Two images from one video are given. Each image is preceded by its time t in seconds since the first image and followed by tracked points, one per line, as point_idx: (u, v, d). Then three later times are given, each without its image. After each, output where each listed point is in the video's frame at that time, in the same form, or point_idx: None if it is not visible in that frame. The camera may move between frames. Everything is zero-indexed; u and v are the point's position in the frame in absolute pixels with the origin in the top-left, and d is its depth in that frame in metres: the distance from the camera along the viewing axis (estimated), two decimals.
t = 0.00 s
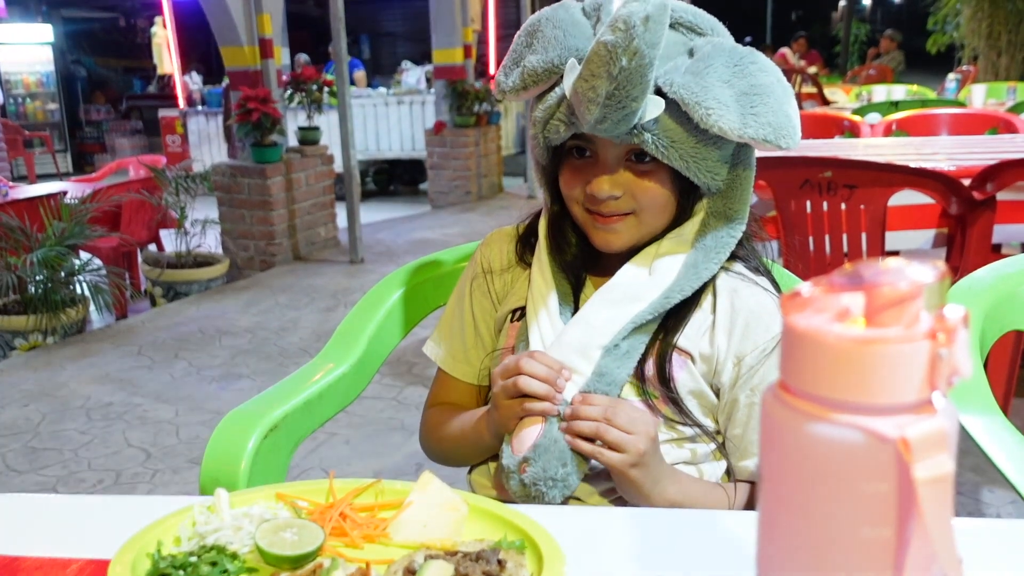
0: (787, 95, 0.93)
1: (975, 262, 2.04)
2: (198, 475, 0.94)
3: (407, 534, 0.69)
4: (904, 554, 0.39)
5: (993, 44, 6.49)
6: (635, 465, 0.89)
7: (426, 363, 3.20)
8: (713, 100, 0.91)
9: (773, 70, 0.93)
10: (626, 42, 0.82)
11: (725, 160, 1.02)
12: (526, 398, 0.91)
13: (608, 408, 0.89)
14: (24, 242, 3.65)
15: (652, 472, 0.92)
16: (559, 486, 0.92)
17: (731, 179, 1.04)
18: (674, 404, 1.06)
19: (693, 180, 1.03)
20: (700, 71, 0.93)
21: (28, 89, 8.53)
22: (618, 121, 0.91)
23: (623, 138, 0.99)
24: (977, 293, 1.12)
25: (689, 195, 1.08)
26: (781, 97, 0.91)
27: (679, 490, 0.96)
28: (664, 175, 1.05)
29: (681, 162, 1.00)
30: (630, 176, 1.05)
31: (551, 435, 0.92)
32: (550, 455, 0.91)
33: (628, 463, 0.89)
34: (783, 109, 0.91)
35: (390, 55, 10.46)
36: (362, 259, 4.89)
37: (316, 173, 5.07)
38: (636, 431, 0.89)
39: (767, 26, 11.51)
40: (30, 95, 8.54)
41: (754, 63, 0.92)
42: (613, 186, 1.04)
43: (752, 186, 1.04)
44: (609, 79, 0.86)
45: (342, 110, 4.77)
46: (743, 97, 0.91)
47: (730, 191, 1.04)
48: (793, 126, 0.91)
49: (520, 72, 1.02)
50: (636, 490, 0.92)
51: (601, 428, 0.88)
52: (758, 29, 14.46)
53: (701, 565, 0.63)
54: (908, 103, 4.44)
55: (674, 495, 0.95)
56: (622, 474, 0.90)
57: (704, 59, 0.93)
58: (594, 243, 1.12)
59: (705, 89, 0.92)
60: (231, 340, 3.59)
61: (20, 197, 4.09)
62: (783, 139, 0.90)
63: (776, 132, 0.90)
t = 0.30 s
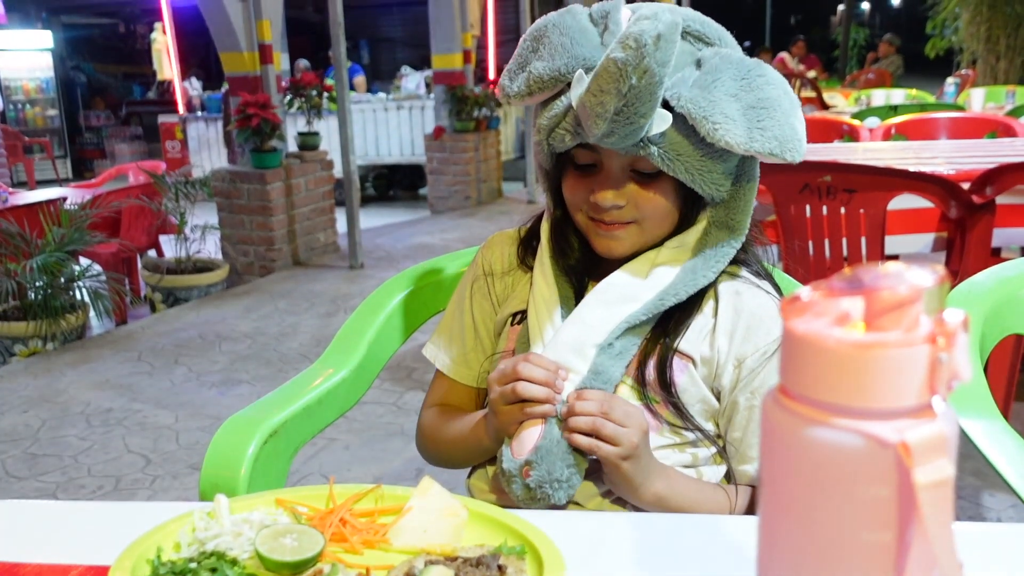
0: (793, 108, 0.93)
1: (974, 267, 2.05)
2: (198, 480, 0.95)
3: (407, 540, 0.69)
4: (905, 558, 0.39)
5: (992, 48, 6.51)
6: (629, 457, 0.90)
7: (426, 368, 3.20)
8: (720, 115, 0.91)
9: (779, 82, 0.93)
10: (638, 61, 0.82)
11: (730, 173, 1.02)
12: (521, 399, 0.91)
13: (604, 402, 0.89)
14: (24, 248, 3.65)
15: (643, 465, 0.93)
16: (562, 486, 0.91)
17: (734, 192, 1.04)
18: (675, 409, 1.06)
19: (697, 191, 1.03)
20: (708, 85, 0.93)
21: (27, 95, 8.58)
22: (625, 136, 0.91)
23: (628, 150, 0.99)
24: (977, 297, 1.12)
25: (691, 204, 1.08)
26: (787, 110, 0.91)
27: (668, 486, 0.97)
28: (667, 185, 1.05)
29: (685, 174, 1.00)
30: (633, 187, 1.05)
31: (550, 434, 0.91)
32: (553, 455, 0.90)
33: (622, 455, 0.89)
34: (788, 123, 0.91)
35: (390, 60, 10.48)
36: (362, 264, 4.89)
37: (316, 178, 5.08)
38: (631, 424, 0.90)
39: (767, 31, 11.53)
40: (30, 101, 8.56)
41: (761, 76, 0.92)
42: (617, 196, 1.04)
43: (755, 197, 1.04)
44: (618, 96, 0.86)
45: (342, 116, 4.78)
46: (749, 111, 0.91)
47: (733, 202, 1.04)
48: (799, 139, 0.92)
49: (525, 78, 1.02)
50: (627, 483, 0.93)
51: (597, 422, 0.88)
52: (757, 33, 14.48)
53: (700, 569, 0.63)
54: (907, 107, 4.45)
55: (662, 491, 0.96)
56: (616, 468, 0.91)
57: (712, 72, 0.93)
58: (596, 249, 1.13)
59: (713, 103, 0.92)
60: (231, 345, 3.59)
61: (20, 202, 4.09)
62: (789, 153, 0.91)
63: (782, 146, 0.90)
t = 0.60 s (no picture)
0: (791, 111, 0.93)
1: (974, 271, 2.04)
2: (198, 485, 0.94)
3: (407, 545, 0.69)
4: (906, 564, 0.39)
5: (990, 52, 6.53)
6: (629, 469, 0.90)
7: (425, 373, 3.20)
8: (717, 119, 0.91)
9: (777, 86, 0.93)
10: (633, 64, 0.82)
11: (727, 178, 1.02)
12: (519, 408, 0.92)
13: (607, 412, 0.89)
14: (24, 253, 3.63)
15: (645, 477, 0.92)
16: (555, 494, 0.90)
17: (732, 197, 1.04)
18: (674, 413, 1.06)
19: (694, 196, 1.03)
20: (705, 89, 0.93)
21: (27, 101, 8.59)
22: (622, 140, 0.91)
23: (626, 154, 0.99)
24: (977, 300, 1.12)
25: (689, 209, 1.08)
26: (784, 114, 0.91)
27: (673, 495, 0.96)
28: (665, 190, 1.06)
29: (683, 179, 1.00)
30: (632, 192, 1.05)
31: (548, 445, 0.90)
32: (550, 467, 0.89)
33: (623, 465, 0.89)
34: (786, 127, 0.91)
35: (389, 65, 10.49)
36: (362, 268, 4.89)
37: (316, 183, 5.08)
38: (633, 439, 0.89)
39: (766, 35, 11.56)
40: (30, 105, 8.56)
41: (759, 80, 0.92)
42: (615, 201, 1.04)
43: (753, 202, 1.04)
44: (614, 100, 0.86)
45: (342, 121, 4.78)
46: (747, 114, 0.91)
47: (731, 207, 1.04)
48: (796, 144, 0.91)
49: (523, 82, 1.03)
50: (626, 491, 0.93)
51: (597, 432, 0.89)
52: (757, 38, 14.52)
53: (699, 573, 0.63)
54: (906, 111, 4.46)
55: (663, 499, 0.95)
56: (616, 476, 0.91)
57: (709, 76, 0.93)
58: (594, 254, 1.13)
59: (709, 107, 0.92)
60: (231, 350, 3.59)
61: (20, 207, 4.09)
62: (787, 157, 0.91)
63: (780, 150, 0.90)
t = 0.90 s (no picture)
0: (789, 117, 0.92)
1: (973, 275, 2.04)
2: (197, 490, 0.94)
3: (405, 549, 0.69)
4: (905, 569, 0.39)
5: (989, 56, 6.56)
6: (614, 455, 0.90)
7: (425, 377, 3.20)
8: (714, 125, 0.91)
9: (775, 92, 0.93)
10: (629, 72, 0.82)
11: (725, 184, 1.02)
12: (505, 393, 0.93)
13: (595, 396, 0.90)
14: (23, 257, 3.63)
15: (629, 465, 0.93)
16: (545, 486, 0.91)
17: (731, 203, 1.04)
18: (672, 415, 1.06)
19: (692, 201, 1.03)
20: (702, 95, 0.93)
21: (27, 105, 8.59)
22: (619, 147, 0.92)
23: (624, 161, 0.99)
24: (976, 305, 1.12)
25: (688, 214, 1.08)
26: (782, 120, 0.91)
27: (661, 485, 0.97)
28: (663, 196, 1.06)
29: (681, 185, 1.00)
30: (630, 198, 1.05)
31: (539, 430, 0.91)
32: (540, 458, 0.90)
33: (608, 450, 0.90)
34: (783, 133, 0.91)
35: (389, 70, 10.50)
36: (361, 273, 4.89)
37: (316, 187, 5.08)
38: (619, 425, 0.90)
39: (765, 39, 11.58)
40: (30, 110, 8.57)
41: (757, 86, 0.92)
42: (613, 207, 1.05)
43: (752, 207, 1.04)
44: (611, 107, 0.86)
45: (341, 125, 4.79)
46: (744, 121, 0.91)
47: (729, 213, 1.04)
48: (794, 150, 0.91)
49: (521, 88, 1.03)
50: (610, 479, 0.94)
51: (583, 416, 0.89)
52: (756, 43, 14.56)
53: None
54: (905, 115, 4.46)
55: (647, 489, 0.96)
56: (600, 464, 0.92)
57: (707, 83, 0.93)
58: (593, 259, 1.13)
59: (706, 114, 0.92)
60: (230, 355, 3.59)
61: (20, 212, 4.09)
62: (785, 163, 0.90)
63: (778, 157, 0.90)
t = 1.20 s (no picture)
0: (787, 117, 0.93)
1: (971, 277, 2.04)
2: (196, 494, 0.94)
3: (404, 555, 0.69)
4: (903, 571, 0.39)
5: (988, 59, 6.58)
6: (606, 442, 0.89)
7: (424, 381, 3.19)
8: (713, 126, 0.91)
9: (773, 92, 0.93)
10: (631, 71, 0.82)
11: (725, 185, 1.02)
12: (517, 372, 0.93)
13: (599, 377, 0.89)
14: (23, 262, 3.63)
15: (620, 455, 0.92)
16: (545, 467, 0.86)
17: (730, 204, 1.04)
18: (671, 415, 1.06)
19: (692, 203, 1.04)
20: (700, 97, 0.93)
21: (26, 110, 8.60)
22: (620, 146, 0.92)
23: (624, 161, 0.99)
24: (975, 307, 1.12)
25: (687, 216, 1.08)
26: (780, 120, 0.92)
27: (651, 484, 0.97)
28: (663, 198, 1.06)
29: (681, 185, 1.00)
30: (631, 200, 1.05)
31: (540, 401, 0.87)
32: (537, 427, 0.85)
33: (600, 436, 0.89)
34: (782, 133, 0.91)
35: (388, 74, 10.51)
36: (360, 277, 4.89)
37: (315, 192, 5.08)
38: (617, 409, 0.89)
39: (765, 41, 11.59)
40: (29, 115, 8.59)
41: (754, 87, 0.92)
42: (613, 208, 1.05)
43: (752, 209, 1.05)
44: (612, 106, 0.86)
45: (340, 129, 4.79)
46: (743, 121, 0.91)
47: (730, 215, 1.05)
48: (793, 150, 0.92)
49: (519, 90, 1.02)
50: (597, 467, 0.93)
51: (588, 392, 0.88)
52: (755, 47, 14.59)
53: None
54: (904, 118, 4.47)
55: (635, 485, 0.96)
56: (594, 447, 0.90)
57: (704, 84, 0.93)
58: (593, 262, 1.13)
59: (705, 114, 0.92)
60: (230, 359, 3.58)
61: (19, 216, 4.09)
62: (784, 163, 0.91)
63: (777, 156, 0.90)
